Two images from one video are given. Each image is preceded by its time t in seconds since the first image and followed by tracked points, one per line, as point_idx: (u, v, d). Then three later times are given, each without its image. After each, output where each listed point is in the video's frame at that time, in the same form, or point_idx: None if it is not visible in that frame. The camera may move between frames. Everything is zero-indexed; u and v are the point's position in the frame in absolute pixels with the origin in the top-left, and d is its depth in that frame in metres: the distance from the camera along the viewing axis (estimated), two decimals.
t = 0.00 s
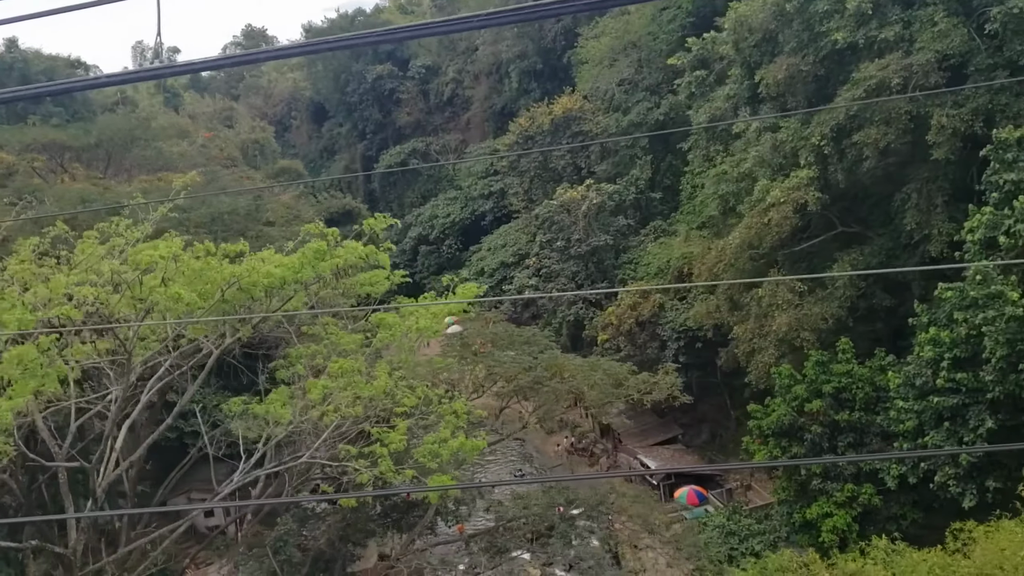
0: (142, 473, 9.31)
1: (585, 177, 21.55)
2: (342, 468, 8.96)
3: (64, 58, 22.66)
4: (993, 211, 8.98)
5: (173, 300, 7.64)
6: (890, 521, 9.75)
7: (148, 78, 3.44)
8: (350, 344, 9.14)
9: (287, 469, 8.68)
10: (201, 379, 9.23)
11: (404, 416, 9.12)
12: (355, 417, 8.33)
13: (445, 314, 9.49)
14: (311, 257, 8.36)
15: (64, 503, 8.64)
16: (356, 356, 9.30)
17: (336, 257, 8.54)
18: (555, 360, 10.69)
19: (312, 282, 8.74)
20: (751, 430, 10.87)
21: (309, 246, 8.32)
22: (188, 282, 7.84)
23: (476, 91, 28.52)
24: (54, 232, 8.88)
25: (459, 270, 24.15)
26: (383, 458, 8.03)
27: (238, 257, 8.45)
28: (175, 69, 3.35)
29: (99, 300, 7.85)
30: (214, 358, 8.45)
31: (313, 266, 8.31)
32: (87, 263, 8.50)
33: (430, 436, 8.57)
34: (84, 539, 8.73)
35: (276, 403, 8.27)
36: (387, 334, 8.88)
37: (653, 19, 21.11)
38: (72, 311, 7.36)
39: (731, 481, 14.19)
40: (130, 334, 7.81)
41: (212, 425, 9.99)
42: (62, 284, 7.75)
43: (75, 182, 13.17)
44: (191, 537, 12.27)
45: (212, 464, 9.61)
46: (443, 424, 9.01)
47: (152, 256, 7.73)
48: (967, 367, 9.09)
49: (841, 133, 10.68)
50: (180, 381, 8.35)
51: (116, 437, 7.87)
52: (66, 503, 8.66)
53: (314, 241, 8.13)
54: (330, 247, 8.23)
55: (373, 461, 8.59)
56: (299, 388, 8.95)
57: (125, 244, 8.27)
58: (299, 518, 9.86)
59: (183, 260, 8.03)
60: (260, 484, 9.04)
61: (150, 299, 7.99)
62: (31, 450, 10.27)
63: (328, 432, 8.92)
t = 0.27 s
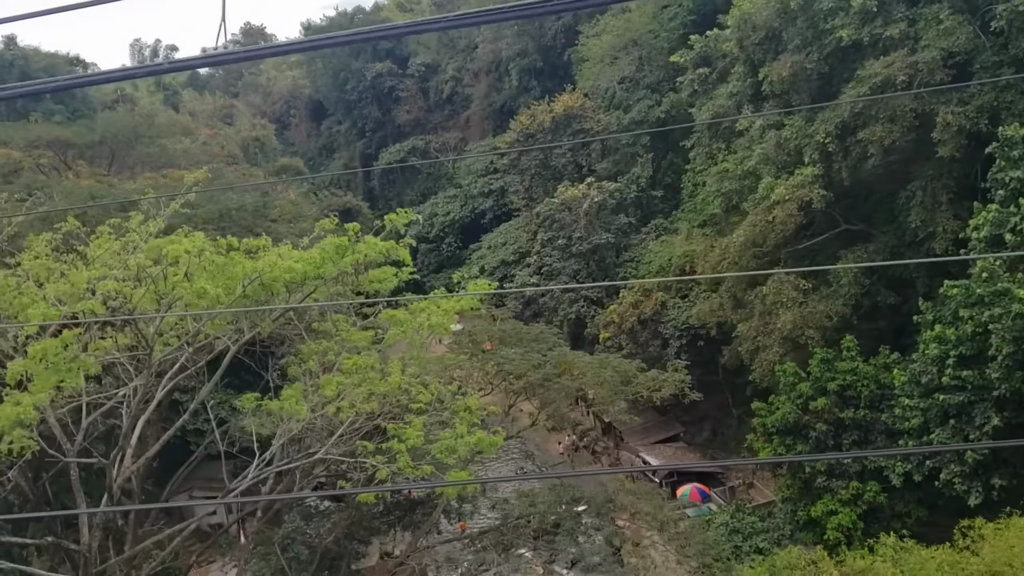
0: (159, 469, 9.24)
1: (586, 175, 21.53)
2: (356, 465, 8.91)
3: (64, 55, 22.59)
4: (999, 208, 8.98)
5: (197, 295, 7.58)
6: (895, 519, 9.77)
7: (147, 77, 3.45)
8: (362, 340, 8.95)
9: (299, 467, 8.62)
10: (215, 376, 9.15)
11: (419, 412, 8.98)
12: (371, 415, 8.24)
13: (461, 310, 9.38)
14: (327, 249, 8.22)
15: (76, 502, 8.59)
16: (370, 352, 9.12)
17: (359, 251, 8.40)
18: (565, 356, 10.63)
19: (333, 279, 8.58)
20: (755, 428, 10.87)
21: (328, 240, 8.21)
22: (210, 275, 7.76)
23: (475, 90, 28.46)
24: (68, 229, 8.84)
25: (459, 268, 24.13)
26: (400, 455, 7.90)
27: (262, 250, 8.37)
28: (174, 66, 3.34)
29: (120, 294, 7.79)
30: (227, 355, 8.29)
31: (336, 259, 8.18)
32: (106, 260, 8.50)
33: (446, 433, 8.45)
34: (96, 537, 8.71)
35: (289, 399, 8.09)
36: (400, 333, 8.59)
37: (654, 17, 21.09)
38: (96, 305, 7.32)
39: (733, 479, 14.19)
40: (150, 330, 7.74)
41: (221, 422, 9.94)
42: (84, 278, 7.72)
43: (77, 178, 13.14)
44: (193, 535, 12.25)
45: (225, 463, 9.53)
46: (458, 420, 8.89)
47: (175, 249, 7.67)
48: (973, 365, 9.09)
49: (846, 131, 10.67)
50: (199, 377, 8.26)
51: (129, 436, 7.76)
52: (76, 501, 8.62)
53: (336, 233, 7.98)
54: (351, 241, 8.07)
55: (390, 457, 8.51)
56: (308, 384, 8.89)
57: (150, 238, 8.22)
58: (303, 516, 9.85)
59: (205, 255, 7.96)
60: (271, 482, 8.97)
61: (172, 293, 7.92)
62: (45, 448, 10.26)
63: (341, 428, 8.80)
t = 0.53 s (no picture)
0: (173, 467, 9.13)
1: (586, 173, 21.51)
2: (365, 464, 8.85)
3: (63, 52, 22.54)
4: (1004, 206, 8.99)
5: (222, 291, 7.49)
6: (898, 517, 9.79)
7: (151, 73, 3.47)
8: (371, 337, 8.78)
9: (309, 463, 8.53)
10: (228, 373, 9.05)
11: (432, 409, 8.89)
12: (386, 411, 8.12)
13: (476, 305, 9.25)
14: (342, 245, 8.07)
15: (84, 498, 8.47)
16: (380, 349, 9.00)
17: (380, 245, 8.17)
18: (572, 354, 10.61)
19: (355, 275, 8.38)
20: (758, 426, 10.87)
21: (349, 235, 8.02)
22: (233, 271, 7.65)
23: (474, 87, 28.38)
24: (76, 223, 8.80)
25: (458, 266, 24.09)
26: (419, 450, 7.77)
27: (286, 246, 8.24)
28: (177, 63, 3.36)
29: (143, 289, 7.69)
30: (243, 352, 8.13)
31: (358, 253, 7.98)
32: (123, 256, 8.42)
33: (462, 429, 8.37)
34: (109, 535, 8.62)
35: (302, 394, 7.84)
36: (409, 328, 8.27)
37: (654, 15, 21.08)
38: (122, 300, 7.21)
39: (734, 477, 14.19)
40: (170, 326, 7.64)
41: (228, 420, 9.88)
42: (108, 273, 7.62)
43: (79, 174, 13.12)
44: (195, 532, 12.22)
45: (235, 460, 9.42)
46: (472, 417, 8.80)
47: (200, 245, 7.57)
48: (977, 363, 9.09)
49: (850, 129, 10.67)
50: (215, 374, 8.15)
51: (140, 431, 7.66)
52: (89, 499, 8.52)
53: (358, 225, 7.75)
54: (369, 233, 7.80)
55: (406, 453, 8.42)
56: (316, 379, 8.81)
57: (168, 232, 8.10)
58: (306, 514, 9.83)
59: (229, 250, 7.86)
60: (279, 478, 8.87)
61: (195, 289, 7.83)
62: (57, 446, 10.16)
63: (353, 425, 8.68)
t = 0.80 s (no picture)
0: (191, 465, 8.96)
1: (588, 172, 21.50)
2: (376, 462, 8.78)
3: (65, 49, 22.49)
4: (1013, 206, 8.98)
5: (251, 285, 7.32)
6: (905, 517, 9.78)
7: (154, 71, 3.46)
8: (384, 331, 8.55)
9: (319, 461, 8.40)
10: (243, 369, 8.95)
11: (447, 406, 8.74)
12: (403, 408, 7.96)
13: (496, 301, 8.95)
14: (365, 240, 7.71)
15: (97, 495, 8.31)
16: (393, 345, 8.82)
17: (404, 241, 7.75)
18: (583, 353, 10.57)
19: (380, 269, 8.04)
20: (764, 426, 10.88)
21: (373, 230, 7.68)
22: (260, 265, 7.46)
23: (476, 86, 28.36)
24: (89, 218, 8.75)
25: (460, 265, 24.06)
26: (440, 446, 7.59)
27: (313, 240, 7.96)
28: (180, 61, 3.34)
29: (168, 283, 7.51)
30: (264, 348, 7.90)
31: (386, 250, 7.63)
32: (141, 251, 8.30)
33: (480, 426, 8.22)
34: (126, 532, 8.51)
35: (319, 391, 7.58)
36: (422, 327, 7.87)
37: (658, 14, 21.08)
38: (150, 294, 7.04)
39: (738, 477, 14.16)
40: (194, 322, 7.46)
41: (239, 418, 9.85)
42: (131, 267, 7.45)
43: (85, 170, 13.10)
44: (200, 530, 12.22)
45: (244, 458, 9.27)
46: (488, 414, 8.64)
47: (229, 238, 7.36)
48: (986, 363, 9.07)
49: (857, 128, 10.66)
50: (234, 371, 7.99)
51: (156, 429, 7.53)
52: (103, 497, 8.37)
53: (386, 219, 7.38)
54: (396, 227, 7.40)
55: (424, 450, 8.30)
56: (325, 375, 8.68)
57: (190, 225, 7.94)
58: (310, 512, 9.82)
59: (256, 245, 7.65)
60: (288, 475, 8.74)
61: (221, 284, 7.64)
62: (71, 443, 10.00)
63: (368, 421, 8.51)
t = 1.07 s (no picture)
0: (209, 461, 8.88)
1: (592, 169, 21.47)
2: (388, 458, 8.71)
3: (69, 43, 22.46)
4: (1022, 205, 8.97)
5: (281, 278, 7.16)
6: (912, 515, 9.77)
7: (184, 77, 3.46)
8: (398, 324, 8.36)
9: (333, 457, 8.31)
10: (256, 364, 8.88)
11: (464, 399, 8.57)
12: (421, 403, 7.80)
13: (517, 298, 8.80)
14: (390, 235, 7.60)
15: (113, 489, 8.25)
16: (408, 338, 8.65)
17: (428, 234, 7.65)
18: (594, 351, 10.54)
19: (401, 263, 7.87)
20: (771, 424, 10.89)
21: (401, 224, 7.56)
22: (290, 257, 7.24)
23: (479, 83, 28.31)
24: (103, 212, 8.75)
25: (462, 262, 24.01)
26: (460, 441, 7.41)
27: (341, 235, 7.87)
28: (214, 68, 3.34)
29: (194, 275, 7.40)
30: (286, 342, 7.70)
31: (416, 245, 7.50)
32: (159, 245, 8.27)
33: (498, 420, 8.05)
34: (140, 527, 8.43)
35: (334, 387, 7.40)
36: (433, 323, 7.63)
37: (663, 12, 21.05)
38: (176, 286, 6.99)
39: (743, 475, 14.13)
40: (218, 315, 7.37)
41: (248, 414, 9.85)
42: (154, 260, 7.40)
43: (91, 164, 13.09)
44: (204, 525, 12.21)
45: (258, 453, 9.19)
46: (505, 408, 8.46)
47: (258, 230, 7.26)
48: (994, 362, 9.06)
49: (866, 126, 10.64)
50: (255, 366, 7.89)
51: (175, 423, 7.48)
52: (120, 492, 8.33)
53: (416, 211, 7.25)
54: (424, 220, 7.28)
55: (442, 446, 8.15)
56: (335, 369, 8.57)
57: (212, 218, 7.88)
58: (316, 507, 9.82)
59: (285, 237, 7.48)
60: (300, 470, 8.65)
61: (249, 277, 7.51)
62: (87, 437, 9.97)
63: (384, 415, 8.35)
